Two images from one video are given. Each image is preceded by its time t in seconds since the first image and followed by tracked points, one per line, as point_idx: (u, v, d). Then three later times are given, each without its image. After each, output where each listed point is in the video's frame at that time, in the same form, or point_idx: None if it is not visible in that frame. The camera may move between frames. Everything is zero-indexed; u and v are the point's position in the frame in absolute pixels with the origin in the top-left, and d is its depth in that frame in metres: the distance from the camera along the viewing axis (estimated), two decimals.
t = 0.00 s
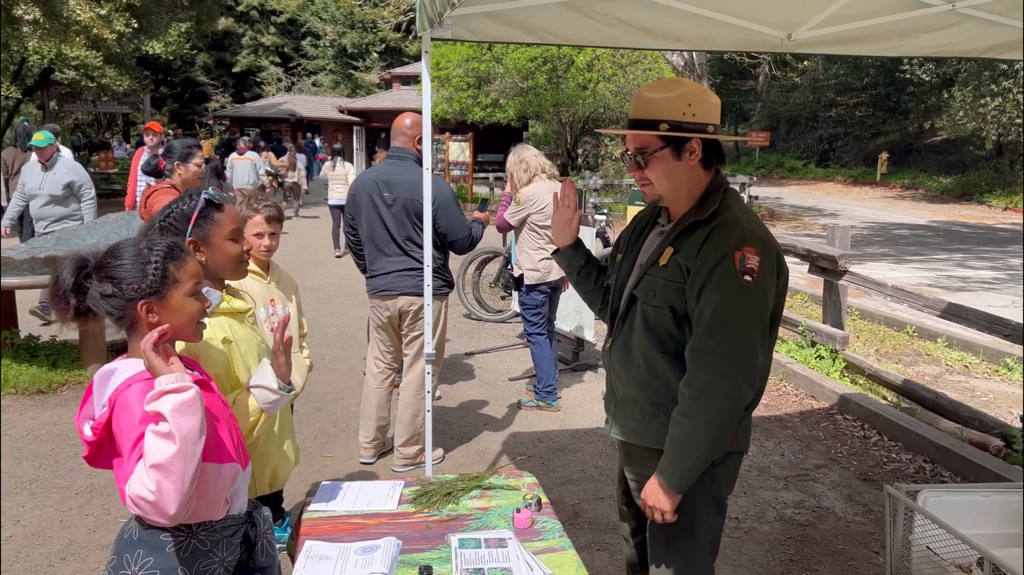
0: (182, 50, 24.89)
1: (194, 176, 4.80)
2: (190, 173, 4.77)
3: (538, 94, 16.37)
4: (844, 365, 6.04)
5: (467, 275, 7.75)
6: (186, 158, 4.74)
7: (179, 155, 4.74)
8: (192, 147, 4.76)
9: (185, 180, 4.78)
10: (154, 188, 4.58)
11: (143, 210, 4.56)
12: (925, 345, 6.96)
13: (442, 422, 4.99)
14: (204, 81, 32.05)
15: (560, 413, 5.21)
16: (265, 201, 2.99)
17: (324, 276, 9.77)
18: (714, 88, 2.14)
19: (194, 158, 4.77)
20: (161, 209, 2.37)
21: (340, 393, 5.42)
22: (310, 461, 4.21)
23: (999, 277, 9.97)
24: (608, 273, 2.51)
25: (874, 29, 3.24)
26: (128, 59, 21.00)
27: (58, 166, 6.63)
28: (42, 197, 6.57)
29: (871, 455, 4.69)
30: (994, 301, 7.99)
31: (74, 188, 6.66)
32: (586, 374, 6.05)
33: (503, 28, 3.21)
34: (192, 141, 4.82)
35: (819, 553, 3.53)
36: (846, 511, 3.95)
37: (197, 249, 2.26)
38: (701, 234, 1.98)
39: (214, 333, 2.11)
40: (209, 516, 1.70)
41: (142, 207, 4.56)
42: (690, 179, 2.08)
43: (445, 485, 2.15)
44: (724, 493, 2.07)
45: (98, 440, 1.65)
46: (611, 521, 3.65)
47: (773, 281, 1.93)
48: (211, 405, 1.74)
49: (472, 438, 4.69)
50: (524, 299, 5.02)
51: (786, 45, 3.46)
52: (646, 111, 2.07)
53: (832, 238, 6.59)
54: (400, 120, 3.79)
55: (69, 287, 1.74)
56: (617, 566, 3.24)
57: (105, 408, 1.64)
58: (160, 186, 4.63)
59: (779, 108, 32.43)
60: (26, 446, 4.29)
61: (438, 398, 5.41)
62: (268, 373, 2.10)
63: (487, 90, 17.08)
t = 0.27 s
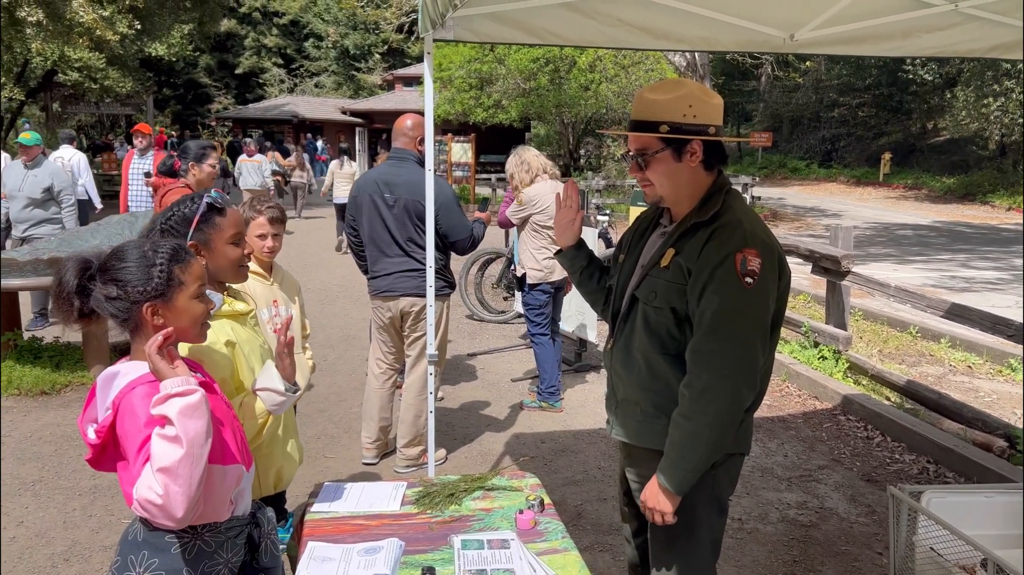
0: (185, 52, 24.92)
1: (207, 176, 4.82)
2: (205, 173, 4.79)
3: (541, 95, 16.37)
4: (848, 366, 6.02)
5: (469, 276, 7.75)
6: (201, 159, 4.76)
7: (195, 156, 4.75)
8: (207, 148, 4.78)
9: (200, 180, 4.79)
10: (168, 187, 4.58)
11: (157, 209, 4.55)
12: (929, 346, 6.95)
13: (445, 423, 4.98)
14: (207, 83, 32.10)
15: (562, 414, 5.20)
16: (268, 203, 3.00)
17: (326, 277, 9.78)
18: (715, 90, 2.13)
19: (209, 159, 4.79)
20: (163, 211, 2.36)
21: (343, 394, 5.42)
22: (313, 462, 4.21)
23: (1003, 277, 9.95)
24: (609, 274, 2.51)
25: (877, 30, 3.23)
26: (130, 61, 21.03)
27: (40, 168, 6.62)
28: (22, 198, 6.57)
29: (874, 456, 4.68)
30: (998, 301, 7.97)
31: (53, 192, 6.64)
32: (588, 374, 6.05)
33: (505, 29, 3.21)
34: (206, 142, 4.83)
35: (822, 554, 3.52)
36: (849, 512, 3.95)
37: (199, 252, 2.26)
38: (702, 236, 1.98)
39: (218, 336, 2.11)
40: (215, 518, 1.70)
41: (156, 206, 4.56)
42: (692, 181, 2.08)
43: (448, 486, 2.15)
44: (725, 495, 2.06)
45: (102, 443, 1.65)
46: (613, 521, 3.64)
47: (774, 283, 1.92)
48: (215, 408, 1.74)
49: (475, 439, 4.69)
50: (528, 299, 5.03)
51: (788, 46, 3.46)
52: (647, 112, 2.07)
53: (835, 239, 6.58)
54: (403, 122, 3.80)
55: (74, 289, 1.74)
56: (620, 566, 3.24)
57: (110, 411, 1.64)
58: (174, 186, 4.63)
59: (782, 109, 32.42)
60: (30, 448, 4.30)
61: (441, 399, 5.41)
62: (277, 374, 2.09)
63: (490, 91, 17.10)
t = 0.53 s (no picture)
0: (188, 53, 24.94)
1: (217, 177, 4.82)
2: (213, 174, 4.80)
3: (543, 95, 16.36)
4: (851, 366, 6.01)
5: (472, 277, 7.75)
6: (210, 160, 4.76)
7: (204, 157, 4.75)
8: (216, 149, 4.78)
9: (209, 181, 4.79)
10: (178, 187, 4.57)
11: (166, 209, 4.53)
12: (932, 346, 6.94)
13: (447, 424, 4.98)
14: (210, 84, 32.13)
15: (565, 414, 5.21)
16: (272, 203, 3.00)
17: (329, 278, 9.79)
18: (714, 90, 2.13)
19: (217, 159, 4.79)
20: (166, 211, 2.37)
21: (345, 395, 5.43)
22: (316, 463, 4.21)
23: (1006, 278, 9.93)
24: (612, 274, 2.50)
25: (879, 30, 3.23)
26: (134, 62, 21.04)
27: (13, 167, 6.55)
28: None
29: (878, 456, 4.67)
30: (1001, 302, 7.96)
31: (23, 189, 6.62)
32: (590, 375, 6.05)
33: (507, 29, 3.21)
34: (215, 143, 4.83)
35: (826, 555, 3.51)
36: (852, 513, 3.94)
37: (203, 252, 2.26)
38: (702, 237, 1.97)
39: (223, 336, 2.12)
40: (216, 518, 1.70)
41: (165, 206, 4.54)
42: (691, 181, 2.08)
43: (451, 487, 2.15)
44: (726, 496, 2.06)
45: (105, 443, 1.65)
46: (616, 522, 3.64)
47: (774, 285, 1.92)
48: (218, 408, 1.75)
49: (478, 439, 4.69)
50: (531, 299, 5.02)
51: (791, 46, 3.45)
52: (646, 113, 2.07)
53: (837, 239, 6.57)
54: (405, 122, 3.80)
55: (78, 289, 1.75)
56: (623, 567, 3.24)
57: (113, 410, 1.65)
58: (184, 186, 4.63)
59: (785, 109, 32.40)
60: (33, 449, 4.30)
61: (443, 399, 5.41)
62: (282, 379, 2.19)
63: (492, 92, 17.11)
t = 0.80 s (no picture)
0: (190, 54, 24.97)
1: (222, 176, 4.83)
2: (219, 173, 4.80)
3: (545, 96, 16.36)
4: (853, 366, 6.01)
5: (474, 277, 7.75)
6: (215, 159, 4.77)
7: (209, 157, 4.76)
8: (220, 148, 4.79)
9: (214, 181, 4.79)
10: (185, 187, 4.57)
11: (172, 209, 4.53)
12: (935, 346, 6.93)
13: (449, 424, 4.98)
14: (212, 84, 32.17)
15: (567, 414, 5.21)
16: (274, 204, 3.01)
17: (331, 278, 9.80)
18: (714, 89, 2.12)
19: (222, 159, 4.80)
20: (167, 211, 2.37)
21: (348, 395, 5.43)
22: (318, 462, 4.22)
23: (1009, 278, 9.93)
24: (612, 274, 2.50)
25: (881, 29, 3.22)
26: (136, 63, 21.07)
27: None
28: None
29: (880, 456, 4.66)
30: (1003, 302, 7.95)
31: None
32: (592, 375, 6.05)
33: (509, 29, 3.21)
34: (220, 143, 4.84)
35: (827, 555, 3.51)
36: (854, 513, 3.94)
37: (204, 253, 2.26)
38: (701, 236, 1.97)
39: (226, 336, 2.13)
40: (213, 519, 1.70)
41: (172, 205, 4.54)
42: (689, 181, 2.08)
43: (452, 488, 2.15)
44: (725, 497, 2.05)
45: (105, 442, 1.66)
46: (618, 522, 3.64)
47: (772, 285, 1.92)
48: (216, 409, 1.75)
49: (479, 440, 4.70)
50: (534, 298, 5.03)
51: (793, 45, 3.45)
52: (645, 113, 2.07)
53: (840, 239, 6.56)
54: (407, 122, 3.80)
55: (82, 288, 1.75)
56: (625, 567, 3.24)
57: (113, 410, 1.65)
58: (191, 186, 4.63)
59: (787, 109, 32.39)
60: (36, 449, 4.31)
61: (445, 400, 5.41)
62: (289, 374, 2.15)
63: (494, 92, 17.13)
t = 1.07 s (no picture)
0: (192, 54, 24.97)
1: (228, 177, 4.83)
2: (224, 173, 4.80)
3: (547, 95, 16.34)
4: (856, 366, 5.99)
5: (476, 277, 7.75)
6: (220, 160, 4.77)
7: (214, 157, 4.76)
8: (225, 148, 4.79)
9: (220, 181, 4.80)
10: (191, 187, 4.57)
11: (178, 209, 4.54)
12: (938, 345, 6.91)
13: (451, 424, 4.98)
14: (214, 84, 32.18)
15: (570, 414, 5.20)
16: (275, 204, 3.01)
17: (333, 278, 9.80)
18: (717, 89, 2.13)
19: (228, 159, 4.80)
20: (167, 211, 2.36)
21: (350, 394, 5.44)
22: (320, 462, 4.22)
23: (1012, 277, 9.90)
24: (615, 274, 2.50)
25: (885, 28, 3.21)
26: (139, 63, 21.08)
27: None
28: None
29: (883, 456, 4.66)
30: (1006, 302, 7.93)
31: None
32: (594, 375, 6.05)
33: (511, 29, 3.20)
34: (225, 142, 4.84)
35: (830, 555, 3.51)
36: (858, 513, 3.93)
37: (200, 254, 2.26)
38: (703, 236, 1.97)
39: (227, 336, 2.13)
40: (224, 519, 1.70)
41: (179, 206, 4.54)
42: (693, 181, 2.07)
43: (455, 487, 2.15)
44: (727, 497, 2.05)
45: (111, 444, 1.66)
46: (620, 522, 3.63)
47: (775, 286, 1.91)
48: (223, 410, 1.75)
49: (482, 440, 4.70)
50: (536, 298, 5.02)
51: (795, 45, 3.44)
52: (649, 112, 2.07)
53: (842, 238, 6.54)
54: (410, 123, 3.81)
55: (83, 287, 1.75)
56: (627, 567, 3.24)
57: (118, 412, 1.65)
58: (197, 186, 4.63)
59: (789, 108, 32.35)
60: (39, 449, 4.31)
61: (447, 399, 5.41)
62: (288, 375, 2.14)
63: (496, 92, 17.12)
